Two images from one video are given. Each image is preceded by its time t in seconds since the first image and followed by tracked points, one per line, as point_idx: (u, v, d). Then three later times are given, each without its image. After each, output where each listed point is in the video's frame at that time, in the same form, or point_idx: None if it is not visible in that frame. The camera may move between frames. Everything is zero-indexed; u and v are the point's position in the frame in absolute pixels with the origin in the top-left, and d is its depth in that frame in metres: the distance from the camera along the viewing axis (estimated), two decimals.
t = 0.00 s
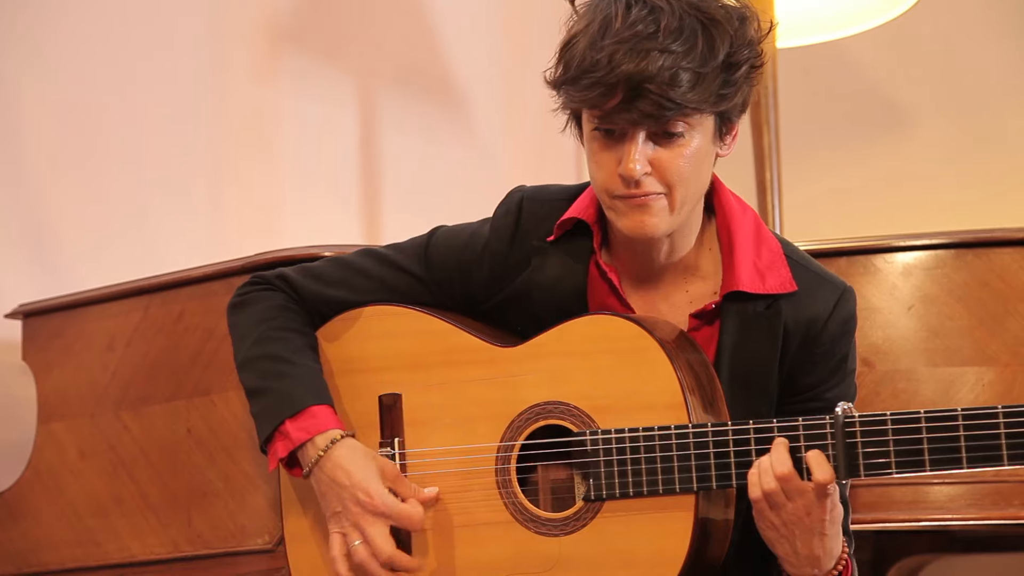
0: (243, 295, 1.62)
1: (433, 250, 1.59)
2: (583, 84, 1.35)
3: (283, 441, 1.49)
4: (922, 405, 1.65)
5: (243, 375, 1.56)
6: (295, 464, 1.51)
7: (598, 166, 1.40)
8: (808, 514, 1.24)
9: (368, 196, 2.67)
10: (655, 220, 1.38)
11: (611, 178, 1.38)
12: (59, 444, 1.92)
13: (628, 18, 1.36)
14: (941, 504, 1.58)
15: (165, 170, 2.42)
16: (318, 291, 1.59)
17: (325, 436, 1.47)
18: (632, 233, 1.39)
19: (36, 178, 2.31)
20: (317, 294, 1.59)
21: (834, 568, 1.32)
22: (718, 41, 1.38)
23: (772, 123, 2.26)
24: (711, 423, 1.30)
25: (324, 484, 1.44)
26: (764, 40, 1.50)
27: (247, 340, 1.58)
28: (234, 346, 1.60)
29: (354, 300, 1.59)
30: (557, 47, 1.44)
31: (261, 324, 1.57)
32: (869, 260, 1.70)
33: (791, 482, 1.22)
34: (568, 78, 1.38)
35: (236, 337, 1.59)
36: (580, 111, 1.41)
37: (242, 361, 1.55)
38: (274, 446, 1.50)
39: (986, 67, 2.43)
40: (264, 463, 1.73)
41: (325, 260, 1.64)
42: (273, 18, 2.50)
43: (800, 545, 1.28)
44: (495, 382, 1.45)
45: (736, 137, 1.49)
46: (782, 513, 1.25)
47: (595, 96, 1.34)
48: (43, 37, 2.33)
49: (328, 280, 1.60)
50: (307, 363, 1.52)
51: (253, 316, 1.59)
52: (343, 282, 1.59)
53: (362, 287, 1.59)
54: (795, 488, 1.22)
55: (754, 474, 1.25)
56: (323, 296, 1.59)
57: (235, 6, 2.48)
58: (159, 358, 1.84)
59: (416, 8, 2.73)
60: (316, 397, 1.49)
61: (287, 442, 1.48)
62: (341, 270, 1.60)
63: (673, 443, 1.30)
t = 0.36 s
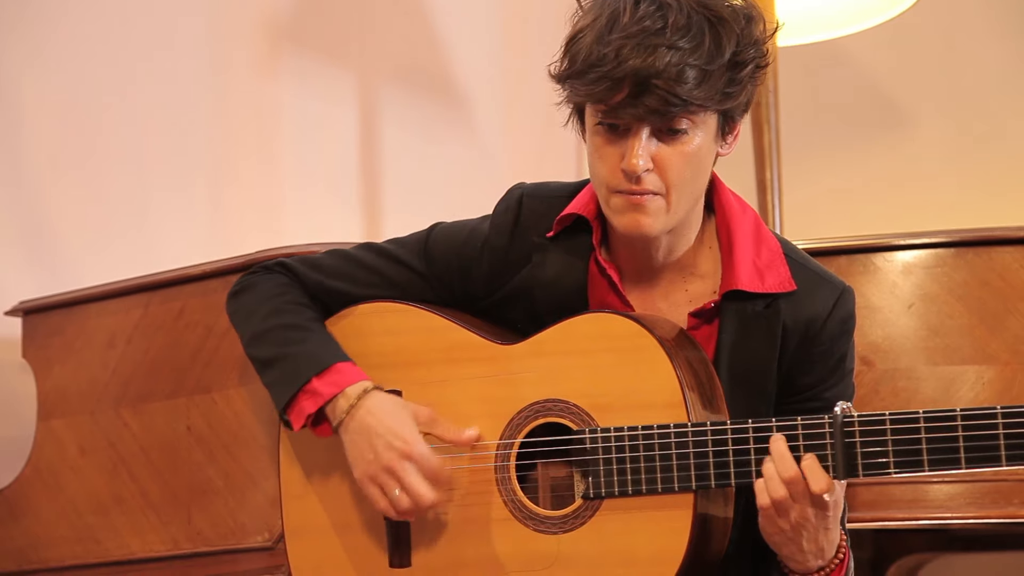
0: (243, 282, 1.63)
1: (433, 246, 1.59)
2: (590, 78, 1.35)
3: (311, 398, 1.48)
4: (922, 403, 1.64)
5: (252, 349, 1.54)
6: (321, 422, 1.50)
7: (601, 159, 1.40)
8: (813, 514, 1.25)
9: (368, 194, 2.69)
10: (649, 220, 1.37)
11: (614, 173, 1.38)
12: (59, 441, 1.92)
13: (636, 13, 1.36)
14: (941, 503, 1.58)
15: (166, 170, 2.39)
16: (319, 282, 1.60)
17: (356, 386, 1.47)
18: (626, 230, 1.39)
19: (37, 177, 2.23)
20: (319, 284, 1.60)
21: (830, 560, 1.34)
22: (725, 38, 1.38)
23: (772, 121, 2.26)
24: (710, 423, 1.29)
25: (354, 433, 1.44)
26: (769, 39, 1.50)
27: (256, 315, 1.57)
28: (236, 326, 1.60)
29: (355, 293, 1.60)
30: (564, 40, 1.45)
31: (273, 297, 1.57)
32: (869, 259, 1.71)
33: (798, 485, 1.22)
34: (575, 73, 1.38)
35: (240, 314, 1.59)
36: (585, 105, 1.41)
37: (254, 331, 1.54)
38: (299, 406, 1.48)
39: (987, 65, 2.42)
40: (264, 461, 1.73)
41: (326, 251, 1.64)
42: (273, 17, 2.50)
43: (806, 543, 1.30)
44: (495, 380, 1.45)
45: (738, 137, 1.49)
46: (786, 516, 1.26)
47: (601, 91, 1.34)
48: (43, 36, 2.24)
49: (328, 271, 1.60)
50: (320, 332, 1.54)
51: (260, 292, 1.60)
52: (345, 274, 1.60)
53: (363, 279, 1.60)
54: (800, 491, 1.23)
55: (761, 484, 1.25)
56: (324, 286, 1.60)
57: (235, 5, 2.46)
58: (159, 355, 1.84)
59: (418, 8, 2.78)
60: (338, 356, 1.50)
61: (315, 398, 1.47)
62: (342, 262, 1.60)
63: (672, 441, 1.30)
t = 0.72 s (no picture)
0: (237, 257, 1.62)
1: (433, 235, 1.58)
2: (598, 71, 1.35)
3: (310, 380, 1.47)
4: (921, 401, 1.65)
5: (249, 327, 1.53)
6: (319, 405, 1.49)
7: (604, 150, 1.40)
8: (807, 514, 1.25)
9: (367, 190, 2.72)
10: (654, 210, 1.38)
11: (619, 165, 1.38)
12: (57, 438, 1.91)
13: (645, 7, 1.36)
14: (940, 500, 1.58)
15: (168, 166, 2.38)
16: (317, 261, 1.60)
17: (357, 370, 1.46)
18: (630, 220, 1.39)
19: (37, 176, 2.19)
20: (318, 266, 1.60)
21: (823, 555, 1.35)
22: (732, 34, 1.38)
23: (772, 119, 2.26)
24: (710, 422, 1.29)
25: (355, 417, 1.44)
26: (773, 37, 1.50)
27: (255, 290, 1.56)
28: (232, 303, 1.58)
29: (351, 275, 1.59)
30: (570, 34, 1.45)
31: (272, 276, 1.58)
32: (869, 256, 1.71)
33: (799, 488, 1.22)
34: (582, 66, 1.38)
35: (238, 291, 1.58)
36: (591, 98, 1.41)
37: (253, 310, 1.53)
38: (298, 387, 1.47)
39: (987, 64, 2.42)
40: (261, 456, 1.76)
41: (328, 233, 1.65)
42: (272, 13, 2.50)
43: (801, 540, 1.30)
44: (495, 377, 1.45)
45: (740, 134, 1.49)
46: (786, 516, 1.26)
47: (609, 84, 1.34)
48: (45, 36, 2.20)
49: (326, 254, 1.60)
50: (320, 312, 1.53)
51: (258, 272, 1.59)
52: (342, 257, 1.59)
53: (363, 264, 1.59)
54: (796, 493, 1.23)
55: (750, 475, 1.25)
56: (321, 266, 1.60)
57: (235, 4, 2.46)
58: (159, 351, 1.84)
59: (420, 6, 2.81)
60: (339, 338, 1.49)
61: (316, 380, 1.46)
62: (340, 244, 1.60)
63: (672, 439, 1.30)
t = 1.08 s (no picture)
0: (234, 253, 1.61)
1: (432, 229, 1.58)
2: (608, 52, 1.36)
3: (309, 372, 1.46)
4: (921, 396, 1.65)
5: (247, 321, 1.53)
6: (316, 396, 1.49)
7: (610, 131, 1.40)
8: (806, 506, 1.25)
9: (368, 189, 2.71)
10: (659, 192, 1.38)
11: (625, 146, 1.38)
12: (57, 432, 1.92)
13: None
14: (940, 496, 1.58)
15: (169, 161, 2.38)
16: (317, 257, 1.59)
17: (355, 363, 1.45)
18: (634, 201, 1.38)
19: (36, 173, 2.23)
20: (317, 260, 1.59)
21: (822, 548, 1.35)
22: (740, 20, 1.39)
23: (772, 114, 2.26)
24: (710, 416, 1.29)
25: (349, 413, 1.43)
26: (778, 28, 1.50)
27: (253, 283, 1.56)
28: (229, 297, 1.58)
29: (351, 272, 1.59)
30: (578, 19, 1.46)
31: (270, 270, 1.57)
32: (869, 252, 1.71)
33: (796, 478, 1.22)
34: (591, 47, 1.39)
35: (235, 285, 1.57)
36: (598, 80, 1.42)
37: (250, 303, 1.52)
38: (295, 379, 1.47)
39: (988, 60, 2.42)
40: (261, 451, 1.76)
41: (324, 228, 1.64)
42: (272, 11, 2.49)
43: (798, 533, 1.30)
44: (494, 371, 1.44)
45: (743, 125, 1.50)
46: (783, 506, 1.26)
47: (618, 64, 1.35)
48: (52, 28, 2.25)
49: (324, 247, 1.60)
50: (319, 306, 1.53)
51: (255, 266, 1.59)
52: (340, 251, 1.59)
53: (361, 259, 1.59)
54: (795, 483, 1.22)
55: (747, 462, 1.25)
56: (322, 262, 1.59)
57: None
58: (159, 345, 1.84)
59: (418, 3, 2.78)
60: (338, 331, 1.49)
61: (313, 371, 1.46)
62: (340, 239, 1.60)
63: (671, 434, 1.30)
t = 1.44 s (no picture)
0: (237, 220, 1.61)
1: (441, 198, 1.58)
2: (610, 20, 1.37)
3: (334, 342, 1.46)
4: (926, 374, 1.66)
5: (260, 291, 1.52)
6: (342, 366, 1.48)
7: (614, 100, 1.41)
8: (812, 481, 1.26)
9: (373, 168, 2.72)
10: (663, 160, 1.39)
11: (628, 114, 1.40)
12: (62, 409, 1.91)
13: None
14: (943, 474, 1.59)
15: (175, 141, 2.38)
16: (325, 223, 1.59)
17: (380, 332, 1.45)
18: (638, 169, 1.41)
19: (38, 158, 2.20)
20: (324, 226, 1.59)
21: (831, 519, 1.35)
22: None
23: (778, 92, 2.24)
24: (718, 390, 1.30)
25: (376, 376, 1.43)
26: None
27: (263, 254, 1.55)
28: (235, 265, 1.57)
29: (359, 239, 1.58)
30: None
31: (279, 238, 1.56)
32: (875, 231, 1.70)
33: (802, 456, 1.22)
34: (595, 16, 1.40)
35: (241, 254, 1.57)
36: (601, 49, 1.43)
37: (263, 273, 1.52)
38: (321, 349, 1.46)
39: (990, 41, 2.42)
40: (266, 428, 1.77)
41: (333, 194, 1.63)
42: None
43: (803, 510, 1.31)
44: (502, 345, 1.45)
45: (747, 98, 1.49)
46: (789, 481, 1.26)
47: (620, 32, 1.36)
48: (52, 16, 2.21)
49: (330, 214, 1.59)
50: (336, 276, 1.52)
51: (260, 234, 1.58)
52: (348, 218, 1.58)
53: (368, 225, 1.58)
54: (803, 461, 1.23)
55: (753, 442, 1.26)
56: (329, 228, 1.59)
57: None
58: (164, 322, 1.84)
59: None
60: (359, 300, 1.48)
61: (339, 343, 1.45)
62: (347, 205, 1.59)
63: (679, 408, 1.30)
